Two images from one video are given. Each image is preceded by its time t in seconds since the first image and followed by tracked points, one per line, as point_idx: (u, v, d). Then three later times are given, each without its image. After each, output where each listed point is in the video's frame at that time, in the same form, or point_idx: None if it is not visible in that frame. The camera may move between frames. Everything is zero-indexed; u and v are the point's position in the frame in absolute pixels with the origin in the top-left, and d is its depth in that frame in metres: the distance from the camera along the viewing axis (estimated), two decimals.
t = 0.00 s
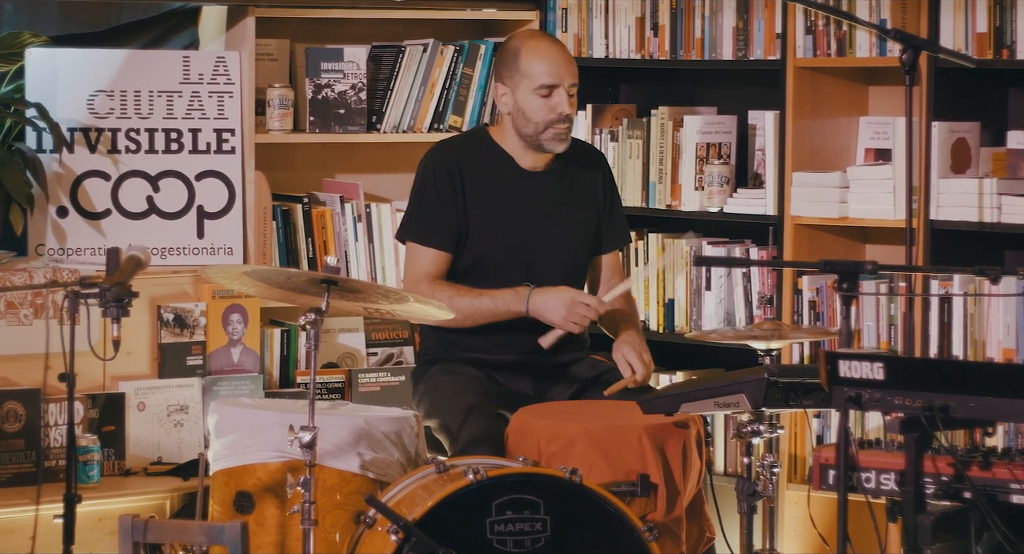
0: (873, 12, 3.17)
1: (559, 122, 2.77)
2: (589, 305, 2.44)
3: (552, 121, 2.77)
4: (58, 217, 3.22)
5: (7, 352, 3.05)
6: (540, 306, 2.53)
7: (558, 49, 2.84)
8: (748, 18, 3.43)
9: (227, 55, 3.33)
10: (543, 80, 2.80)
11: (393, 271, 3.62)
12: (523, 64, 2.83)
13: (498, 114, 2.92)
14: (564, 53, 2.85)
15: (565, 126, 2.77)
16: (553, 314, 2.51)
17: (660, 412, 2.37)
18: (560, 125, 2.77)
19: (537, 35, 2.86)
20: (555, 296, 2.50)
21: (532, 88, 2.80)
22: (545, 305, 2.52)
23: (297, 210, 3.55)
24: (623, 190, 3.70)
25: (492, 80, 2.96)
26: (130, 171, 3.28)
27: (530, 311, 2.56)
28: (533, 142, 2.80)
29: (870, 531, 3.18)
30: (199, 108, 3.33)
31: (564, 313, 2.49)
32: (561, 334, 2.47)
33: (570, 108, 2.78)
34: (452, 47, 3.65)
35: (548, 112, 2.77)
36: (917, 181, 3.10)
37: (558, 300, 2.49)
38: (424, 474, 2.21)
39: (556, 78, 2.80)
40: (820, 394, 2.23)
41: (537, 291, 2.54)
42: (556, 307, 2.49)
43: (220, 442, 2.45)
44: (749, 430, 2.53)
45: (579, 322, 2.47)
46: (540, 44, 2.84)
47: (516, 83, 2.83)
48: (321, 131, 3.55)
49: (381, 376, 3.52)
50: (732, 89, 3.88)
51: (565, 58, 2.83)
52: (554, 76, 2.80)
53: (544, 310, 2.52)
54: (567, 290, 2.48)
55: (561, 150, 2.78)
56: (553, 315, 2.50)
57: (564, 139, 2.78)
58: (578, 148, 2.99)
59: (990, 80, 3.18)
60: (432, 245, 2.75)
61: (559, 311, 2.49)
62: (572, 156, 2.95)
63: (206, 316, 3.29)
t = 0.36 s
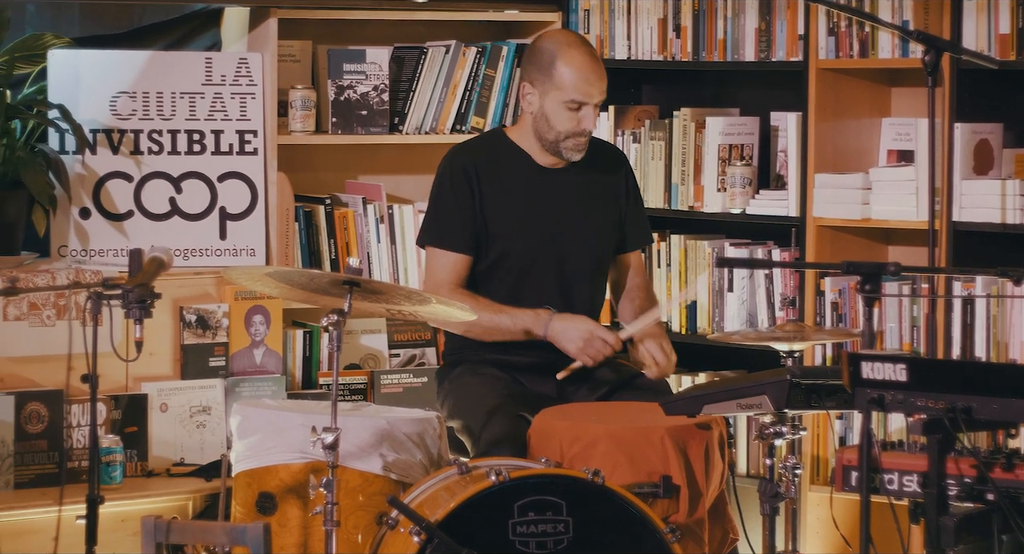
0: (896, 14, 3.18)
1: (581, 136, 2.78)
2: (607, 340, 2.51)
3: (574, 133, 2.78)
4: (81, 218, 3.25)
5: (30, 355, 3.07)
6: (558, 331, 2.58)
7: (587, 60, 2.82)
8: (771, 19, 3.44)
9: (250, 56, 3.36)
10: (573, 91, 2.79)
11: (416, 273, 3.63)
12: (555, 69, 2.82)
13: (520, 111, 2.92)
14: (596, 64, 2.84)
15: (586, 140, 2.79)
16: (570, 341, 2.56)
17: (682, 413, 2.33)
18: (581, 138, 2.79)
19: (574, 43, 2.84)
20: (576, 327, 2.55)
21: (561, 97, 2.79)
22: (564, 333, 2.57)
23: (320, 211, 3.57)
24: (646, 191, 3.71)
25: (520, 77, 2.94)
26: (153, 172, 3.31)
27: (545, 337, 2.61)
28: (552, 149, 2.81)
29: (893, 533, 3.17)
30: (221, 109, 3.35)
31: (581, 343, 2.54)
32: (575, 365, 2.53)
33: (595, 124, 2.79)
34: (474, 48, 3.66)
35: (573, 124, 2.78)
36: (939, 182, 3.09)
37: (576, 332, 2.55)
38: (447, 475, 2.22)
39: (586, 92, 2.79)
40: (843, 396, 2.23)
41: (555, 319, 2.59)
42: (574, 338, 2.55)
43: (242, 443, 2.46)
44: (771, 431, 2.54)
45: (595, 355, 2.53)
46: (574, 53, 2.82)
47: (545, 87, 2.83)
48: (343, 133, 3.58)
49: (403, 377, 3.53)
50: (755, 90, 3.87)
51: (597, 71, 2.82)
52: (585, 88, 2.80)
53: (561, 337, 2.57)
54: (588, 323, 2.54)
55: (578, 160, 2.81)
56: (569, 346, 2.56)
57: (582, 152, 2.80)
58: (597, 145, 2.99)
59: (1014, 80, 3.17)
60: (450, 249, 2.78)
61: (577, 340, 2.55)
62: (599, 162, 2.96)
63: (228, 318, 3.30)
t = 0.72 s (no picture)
0: (919, 13, 3.18)
1: (591, 119, 2.78)
2: (625, 356, 2.54)
3: (584, 119, 2.78)
4: (104, 218, 3.28)
5: (52, 354, 3.10)
6: (578, 345, 2.63)
7: (592, 47, 2.85)
8: (794, 19, 3.44)
9: (273, 56, 3.40)
10: (575, 79, 2.81)
11: (439, 272, 3.66)
12: (558, 64, 2.85)
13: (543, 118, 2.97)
14: (599, 50, 2.85)
15: (598, 124, 2.78)
16: (590, 354, 2.61)
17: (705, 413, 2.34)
18: (594, 122, 2.78)
19: (572, 35, 2.88)
20: (594, 340, 2.60)
21: (565, 88, 2.82)
22: (583, 346, 2.61)
23: (343, 211, 3.59)
24: (669, 192, 3.71)
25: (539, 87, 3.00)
26: (176, 172, 3.34)
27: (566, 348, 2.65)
28: (570, 142, 2.82)
29: (916, 533, 3.17)
30: (245, 108, 3.38)
31: (602, 355, 2.59)
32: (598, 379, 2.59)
33: (601, 106, 2.79)
34: (497, 48, 3.68)
35: (580, 110, 2.79)
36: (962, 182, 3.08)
37: (596, 345, 2.60)
38: (470, 474, 2.23)
39: (586, 76, 2.80)
40: (866, 395, 2.22)
41: (577, 331, 2.63)
42: (594, 351, 2.59)
43: (266, 443, 2.48)
44: (794, 431, 2.54)
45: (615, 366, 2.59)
46: (574, 43, 2.86)
47: (552, 85, 2.87)
48: (367, 132, 3.60)
49: (425, 377, 3.54)
50: (778, 90, 3.87)
51: (599, 56, 2.84)
52: (587, 74, 2.81)
53: (581, 350, 2.62)
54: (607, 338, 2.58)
55: (598, 148, 2.79)
56: (590, 357, 2.61)
57: (599, 136, 2.78)
58: (620, 148, 3.01)
59: None
60: (475, 252, 2.79)
61: (597, 353, 2.60)
62: (620, 163, 2.96)
63: (251, 317, 3.33)
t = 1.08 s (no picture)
0: (935, 12, 3.16)
1: (593, 111, 2.78)
2: (642, 299, 2.49)
3: (587, 111, 2.79)
4: (120, 217, 3.29)
5: (68, 353, 3.13)
6: (593, 309, 2.58)
7: (594, 37, 2.84)
8: (810, 17, 3.44)
9: (289, 54, 3.42)
10: (577, 71, 2.82)
11: (455, 269, 3.67)
12: (562, 57, 2.86)
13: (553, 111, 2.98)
14: (604, 42, 2.85)
15: (601, 115, 2.78)
16: (607, 314, 2.56)
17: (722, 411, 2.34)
18: (597, 114, 2.79)
19: (577, 28, 2.88)
20: (607, 297, 2.55)
21: (568, 80, 2.83)
22: (599, 307, 2.56)
23: (359, 209, 3.59)
24: (685, 190, 3.71)
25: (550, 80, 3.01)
26: (192, 170, 3.36)
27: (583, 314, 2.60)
28: (573, 135, 2.83)
29: (932, 531, 3.17)
30: (261, 107, 3.40)
31: (618, 312, 2.53)
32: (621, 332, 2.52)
33: (603, 96, 2.79)
34: (513, 47, 3.68)
35: (582, 102, 2.80)
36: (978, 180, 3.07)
37: (610, 301, 2.54)
38: (486, 473, 2.24)
39: (588, 67, 2.81)
40: (882, 393, 2.23)
41: (589, 296, 2.59)
42: (609, 308, 2.54)
43: (282, 441, 2.50)
44: (811, 429, 2.54)
45: (637, 316, 2.51)
46: (578, 36, 2.86)
47: (557, 78, 2.88)
48: (383, 130, 3.61)
49: (441, 375, 3.55)
50: (794, 88, 3.87)
51: (603, 47, 2.84)
52: (589, 65, 2.82)
53: (598, 313, 2.57)
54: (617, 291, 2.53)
55: (600, 139, 2.80)
56: (608, 315, 2.55)
57: (602, 128, 2.79)
58: (633, 143, 3.01)
59: None
60: (488, 248, 2.79)
61: (613, 310, 2.54)
62: (627, 154, 2.96)
63: (268, 316, 3.34)
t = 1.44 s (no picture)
0: (952, 6, 3.17)
1: (599, 107, 2.79)
2: (657, 332, 2.53)
3: (593, 107, 2.80)
4: (136, 210, 3.30)
5: (85, 347, 3.15)
6: (608, 327, 2.62)
7: (603, 31, 2.84)
8: (826, 11, 3.44)
9: (305, 48, 3.43)
10: (584, 65, 2.82)
11: (471, 264, 3.68)
12: (570, 50, 2.86)
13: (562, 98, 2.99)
14: (612, 35, 2.84)
15: (606, 112, 2.80)
16: (621, 336, 2.60)
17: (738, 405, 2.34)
18: (603, 109, 2.80)
19: (586, 20, 2.87)
20: (624, 321, 2.58)
21: (575, 73, 2.83)
22: (614, 328, 2.60)
23: (374, 203, 3.62)
24: (701, 183, 3.71)
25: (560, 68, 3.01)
26: (209, 165, 3.37)
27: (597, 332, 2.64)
28: (579, 128, 2.85)
29: (949, 525, 3.17)
30: (277, 101, 3.42)
31: (632, 338, 2.58)
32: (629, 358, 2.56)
33: (609, 92, 2.80)
34: (530, 40, 3.69)
35: (588, 97, 2.81)
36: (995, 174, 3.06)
37: (626, 325, 2.58)
38: (501, 467, 2.25)
39: (595, 62, 2.81)
40: (898, 387, 2.23)
41: (605, 313, 2.63)
42: (623, 333, 2.58)
43: (298, 435, 2.51)
44: (827, 423, 2.54)
45: (647, 347, 2.56)
46: (586, 28, 2.85)
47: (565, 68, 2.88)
48: (399, 124, 3.61)
49: (457, 369, 3.55)
50: (810, 81, 3.87)
51: (611, 41, 2.83)
52: (597, 60, 2.82)
53: (611, 332, 2.61)
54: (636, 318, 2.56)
55: (605, 135, 2.82)
56: (621, 339, 2.59)
57: (608, 124, 2.81)
58: (644, 136, 3.01)
59: None
60: (502, 244, 2.80)
61: (626, 335, 2.58)
62: (639, 147, 2.97)
63: (284, 310, 3.36)
